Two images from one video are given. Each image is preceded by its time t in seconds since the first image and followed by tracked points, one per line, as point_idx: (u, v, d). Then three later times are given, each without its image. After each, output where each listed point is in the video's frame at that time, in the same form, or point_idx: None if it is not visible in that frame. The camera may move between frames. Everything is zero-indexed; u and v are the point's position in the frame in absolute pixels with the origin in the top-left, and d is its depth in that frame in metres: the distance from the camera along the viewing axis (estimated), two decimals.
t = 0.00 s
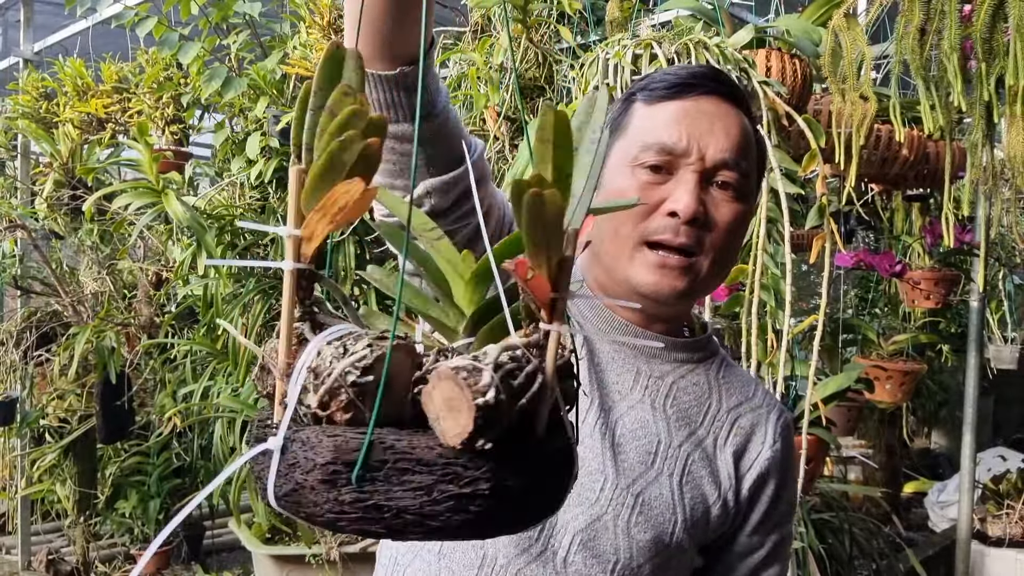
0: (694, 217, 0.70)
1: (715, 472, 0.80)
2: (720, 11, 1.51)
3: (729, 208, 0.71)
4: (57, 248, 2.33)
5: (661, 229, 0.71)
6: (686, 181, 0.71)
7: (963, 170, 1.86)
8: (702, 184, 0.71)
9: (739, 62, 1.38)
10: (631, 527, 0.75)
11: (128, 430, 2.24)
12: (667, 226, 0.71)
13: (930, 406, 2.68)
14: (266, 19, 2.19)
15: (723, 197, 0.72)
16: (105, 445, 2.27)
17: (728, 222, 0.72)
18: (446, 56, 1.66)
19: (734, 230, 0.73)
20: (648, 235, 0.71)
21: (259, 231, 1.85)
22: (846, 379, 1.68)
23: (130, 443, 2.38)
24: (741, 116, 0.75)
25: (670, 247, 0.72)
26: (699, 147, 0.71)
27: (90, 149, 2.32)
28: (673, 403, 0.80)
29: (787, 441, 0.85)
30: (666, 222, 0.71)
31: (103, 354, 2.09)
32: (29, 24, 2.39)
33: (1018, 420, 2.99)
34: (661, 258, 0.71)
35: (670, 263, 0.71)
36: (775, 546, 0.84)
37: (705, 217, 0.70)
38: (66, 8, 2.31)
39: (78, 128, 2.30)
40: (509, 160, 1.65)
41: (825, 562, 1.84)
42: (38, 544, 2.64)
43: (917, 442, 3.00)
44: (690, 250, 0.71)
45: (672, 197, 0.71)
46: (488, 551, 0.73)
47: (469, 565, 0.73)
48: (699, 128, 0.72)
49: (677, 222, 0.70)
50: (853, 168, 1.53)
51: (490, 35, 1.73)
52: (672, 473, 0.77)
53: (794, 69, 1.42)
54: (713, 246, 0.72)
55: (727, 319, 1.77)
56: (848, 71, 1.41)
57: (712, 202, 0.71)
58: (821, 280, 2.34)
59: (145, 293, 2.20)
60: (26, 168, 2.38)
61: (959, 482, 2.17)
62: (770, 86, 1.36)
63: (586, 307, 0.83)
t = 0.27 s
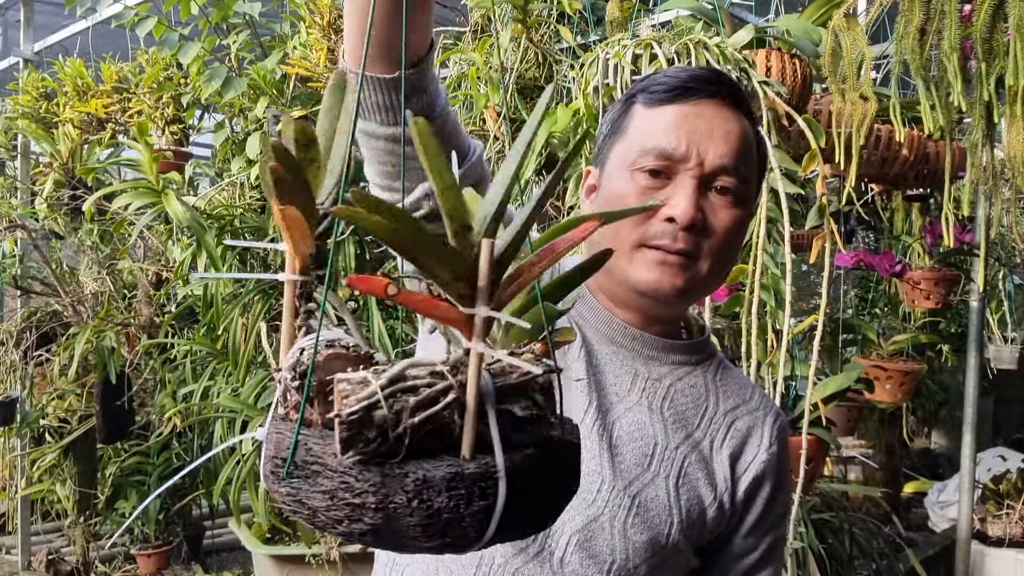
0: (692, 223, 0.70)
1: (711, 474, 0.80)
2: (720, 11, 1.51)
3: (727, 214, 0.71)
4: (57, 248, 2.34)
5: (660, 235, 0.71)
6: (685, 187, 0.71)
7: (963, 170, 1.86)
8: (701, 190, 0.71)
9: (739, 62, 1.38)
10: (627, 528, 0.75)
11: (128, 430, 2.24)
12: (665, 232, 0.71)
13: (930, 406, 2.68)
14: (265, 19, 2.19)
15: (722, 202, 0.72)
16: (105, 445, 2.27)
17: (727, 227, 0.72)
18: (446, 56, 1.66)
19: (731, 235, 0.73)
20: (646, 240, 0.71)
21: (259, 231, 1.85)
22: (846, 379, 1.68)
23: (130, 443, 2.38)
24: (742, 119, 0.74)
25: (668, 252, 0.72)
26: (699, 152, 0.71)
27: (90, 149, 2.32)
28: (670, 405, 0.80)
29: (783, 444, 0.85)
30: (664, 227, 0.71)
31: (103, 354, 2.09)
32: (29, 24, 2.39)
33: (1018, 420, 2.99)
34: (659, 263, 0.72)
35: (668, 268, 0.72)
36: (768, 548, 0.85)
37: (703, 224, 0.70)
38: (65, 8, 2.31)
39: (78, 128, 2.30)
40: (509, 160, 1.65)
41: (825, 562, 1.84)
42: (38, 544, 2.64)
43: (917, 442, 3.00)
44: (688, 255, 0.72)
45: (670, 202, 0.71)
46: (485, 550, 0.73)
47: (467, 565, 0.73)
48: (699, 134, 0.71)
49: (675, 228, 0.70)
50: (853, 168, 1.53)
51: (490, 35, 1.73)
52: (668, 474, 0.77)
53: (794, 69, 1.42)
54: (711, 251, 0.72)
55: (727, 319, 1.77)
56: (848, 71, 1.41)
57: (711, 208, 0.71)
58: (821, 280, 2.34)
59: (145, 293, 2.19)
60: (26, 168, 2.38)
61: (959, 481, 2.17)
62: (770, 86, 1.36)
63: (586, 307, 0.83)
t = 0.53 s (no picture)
0: (688, 224, 0.70)
1: (709, 473, 0.80)
2: (721, 10, 1.51)
3: (723, 214, 0.72)
4: (57, 248, 2.34)
5: (656, 235, 0.71)
6: (681, 187, 0.71)
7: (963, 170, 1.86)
8: (697, 190, 0.72)
9: (739, 62, 1.38)
10: (626, 527, 0.75)
11: (128, 430, 2.24)
12: (661, 232, 0.71)
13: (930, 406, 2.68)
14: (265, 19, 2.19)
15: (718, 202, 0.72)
16: (105, 445, 2.27)
17: (723, 227, 0.72)
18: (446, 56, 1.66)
19: (727, 235, 0.73)
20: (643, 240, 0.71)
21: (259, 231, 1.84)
22: (846, 379, 1.68)
23: (130, 443, 2.38)
24: (737, 121, 0.74)
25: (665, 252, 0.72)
26: (694, 153, 0.71)
27: (90, 149, 2.32)
28: (668, 405, 0.80)
29: (778, 443, 0.85)
30: (661, 228, 0.71)
31: (103, 354, 2.10)
32: (29, 24, 2.39)
33: (1018, 420, 2.99)
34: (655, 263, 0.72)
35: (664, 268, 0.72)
36: (764, 547, 0.85)
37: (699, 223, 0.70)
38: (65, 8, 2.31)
39: (78, 129, 2.30)
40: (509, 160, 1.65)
41: (825, 562, 1.84)
42: (38, 544, 2.64)
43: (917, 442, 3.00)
44: (685, 255, 0.72)
45: (666, 203, 0.71)
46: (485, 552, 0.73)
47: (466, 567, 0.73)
48: (694, 135, 0.71)
49: (671, 228, 0.70)
50: (853, 168, 1.53)
51: (491, 35, 1.73)
52: (666, 474, 0.77)
53: (794, 70, 1.42)
54: (707, 251, 0.72)
55: (727, 319, 1.77)
56: (848, 71, 1.42)
57: (706, 208, 0.72)
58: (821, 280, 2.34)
59: (145, 293, 2.19)
60: (26, 168, 2.38)
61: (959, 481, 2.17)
62: (770, 86, 1.36)
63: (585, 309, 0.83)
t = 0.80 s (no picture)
0: (684, 225, 0.70)
1: (709, 469, 0.80)
2: (720, 10, 1.51)
3: (717, 214, 0.72)
4: (57, 248, 2.34)
5: (652, 237, 0.71)
6: (676, 188, 0.71)
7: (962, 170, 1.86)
8: (691, 191, 0.71)
9: (739, 62, 1.38)
10: (630, 524, 0.75)
11: (128, 430, 2.24)
12: (657, 234, 0.71)
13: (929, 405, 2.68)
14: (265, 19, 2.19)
15: (713, 202, 0.72)
16: (105, 445, 2.27)
17: (718, 227, 0.72)
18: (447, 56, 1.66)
19: (723, 235, 0.73)
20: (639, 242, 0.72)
21: (259, 231, 1.84)
22: (846, 379, 1.68)
23: (130, 443, 2.38)
24: (731, 119, 0.74)
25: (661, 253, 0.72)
26: (687, 154, 0.71)
27: (90, 149, 2.32)
28: (668, 402, 0.80)
29: (775, 438, 0.85)
30: (657, 229, 0.71)
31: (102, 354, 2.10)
32: (29, 23, 2.39)
33: (1018, 420, 2.99)
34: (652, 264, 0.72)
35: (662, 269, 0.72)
36: (762, 543, 0.85)
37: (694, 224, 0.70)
38: (65, 8, 2.31)
39: (78, 129, 2.30)
40: (508, 160, 1.65)
41: (825, 562, 1.84)
42: (38, 544, 2.64)
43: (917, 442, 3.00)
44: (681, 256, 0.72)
45: (662, 204, 0.71)
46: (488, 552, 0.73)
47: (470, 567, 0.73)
48: (687, 135, 0.71)
49: (667, 230, 0.71)
50: (853, 168, 1.53)
51: (491, 35, 1.73)
52: (668, 470, 0.77)
53: (794, 70, 1.42)
54: (703, 251, 0.73)
55: (727, 319, 1.77)
56: (848, 71, 1.41)
57: (702, 208, 0.72)
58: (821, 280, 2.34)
59: (145, 293, 2.19)
60: (27, 168, 2.38)
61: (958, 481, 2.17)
62: (770, 86, 1.36)
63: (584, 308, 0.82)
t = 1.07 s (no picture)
0: (681, 228, 0.70)
1: (712, 466, 0.80)
2: (720, 10, 1.51)
3: (714, 216, 0.72)
4: (57, 248, 2.34)
5: (650, 240, 0.71)
6: (673, 192, 0.71)
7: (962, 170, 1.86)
8: (689, 194, 0.71)
9: (739, 62, 1.38)
10: (637, 522, 0.75)
11: (128, 431, 2.24)
12: (656, 236, 0.71)
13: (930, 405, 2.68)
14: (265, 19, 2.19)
15: (710, 204, 0.72)
16: (105, 445, 2.27)
17: (715, 230, 0.72)
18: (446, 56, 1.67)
19: (721, 237, 0.73)
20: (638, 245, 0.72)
21: (258, 231, 1.84)
22: (846, 379, 1.68)
23: (130, 443, 2.38)
24: (728, 121, 0.74)
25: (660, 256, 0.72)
26: (684, 157, 0.71)
27: (90, 150, 2.32)
28: (671, 400, 0.80)
29: (774, 434, 0.85)
30: (655, 233, 0.71)
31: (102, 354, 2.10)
32: (29, 23, 2.39)
33: (1018, 420, 2.99)
34: (651, 267, 0.72)
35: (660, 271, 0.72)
36: (762, 539, 0.85)
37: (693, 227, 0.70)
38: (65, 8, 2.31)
39: (78, 129, 2.30)
40: (508, 160, 1.65)
41: (825, 562, 1.84)
42: (38, 544, 2.64)
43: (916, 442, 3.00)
44: (680, 258, 0.72)
45: (660, 208, 0.71)
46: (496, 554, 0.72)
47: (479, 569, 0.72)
48: (684, 139, 0.71)
49: (665, 232, 0.71)
50: (853, 168, 1.53)
51: (490, 35, 1.73)
52: (673, 467, 0.77)
53: (794, 70, 1.42)
54: (701, 254, 0.73)
55: (727, 319, 1.77)
56: (848, 71, 1.41)
57: (699, 210, 0.72)
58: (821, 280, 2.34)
59: (145, 293, 2.19)
60: (26, 168, 2.38)
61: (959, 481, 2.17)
62: (770, 86, 1.36)
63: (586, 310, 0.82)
